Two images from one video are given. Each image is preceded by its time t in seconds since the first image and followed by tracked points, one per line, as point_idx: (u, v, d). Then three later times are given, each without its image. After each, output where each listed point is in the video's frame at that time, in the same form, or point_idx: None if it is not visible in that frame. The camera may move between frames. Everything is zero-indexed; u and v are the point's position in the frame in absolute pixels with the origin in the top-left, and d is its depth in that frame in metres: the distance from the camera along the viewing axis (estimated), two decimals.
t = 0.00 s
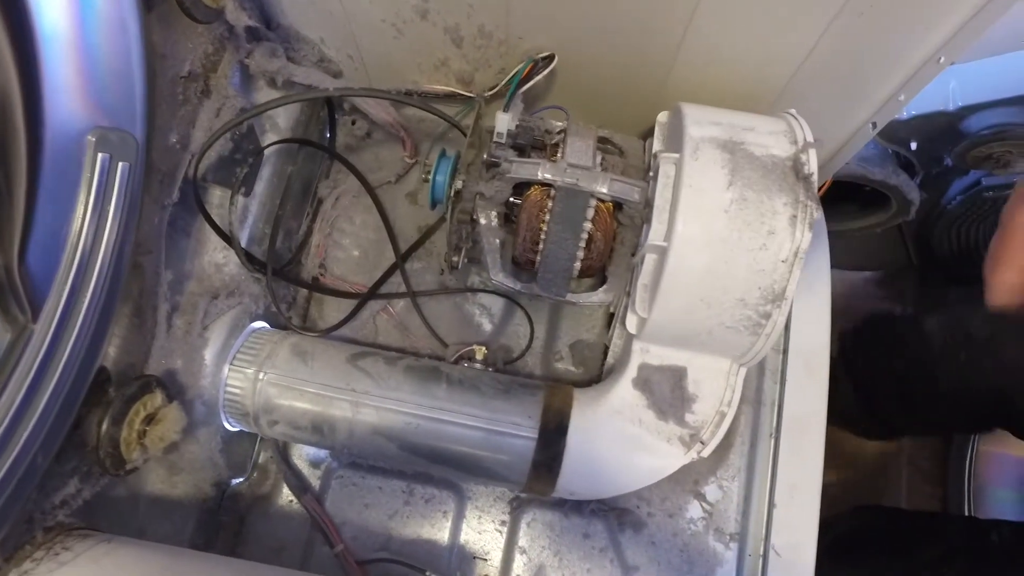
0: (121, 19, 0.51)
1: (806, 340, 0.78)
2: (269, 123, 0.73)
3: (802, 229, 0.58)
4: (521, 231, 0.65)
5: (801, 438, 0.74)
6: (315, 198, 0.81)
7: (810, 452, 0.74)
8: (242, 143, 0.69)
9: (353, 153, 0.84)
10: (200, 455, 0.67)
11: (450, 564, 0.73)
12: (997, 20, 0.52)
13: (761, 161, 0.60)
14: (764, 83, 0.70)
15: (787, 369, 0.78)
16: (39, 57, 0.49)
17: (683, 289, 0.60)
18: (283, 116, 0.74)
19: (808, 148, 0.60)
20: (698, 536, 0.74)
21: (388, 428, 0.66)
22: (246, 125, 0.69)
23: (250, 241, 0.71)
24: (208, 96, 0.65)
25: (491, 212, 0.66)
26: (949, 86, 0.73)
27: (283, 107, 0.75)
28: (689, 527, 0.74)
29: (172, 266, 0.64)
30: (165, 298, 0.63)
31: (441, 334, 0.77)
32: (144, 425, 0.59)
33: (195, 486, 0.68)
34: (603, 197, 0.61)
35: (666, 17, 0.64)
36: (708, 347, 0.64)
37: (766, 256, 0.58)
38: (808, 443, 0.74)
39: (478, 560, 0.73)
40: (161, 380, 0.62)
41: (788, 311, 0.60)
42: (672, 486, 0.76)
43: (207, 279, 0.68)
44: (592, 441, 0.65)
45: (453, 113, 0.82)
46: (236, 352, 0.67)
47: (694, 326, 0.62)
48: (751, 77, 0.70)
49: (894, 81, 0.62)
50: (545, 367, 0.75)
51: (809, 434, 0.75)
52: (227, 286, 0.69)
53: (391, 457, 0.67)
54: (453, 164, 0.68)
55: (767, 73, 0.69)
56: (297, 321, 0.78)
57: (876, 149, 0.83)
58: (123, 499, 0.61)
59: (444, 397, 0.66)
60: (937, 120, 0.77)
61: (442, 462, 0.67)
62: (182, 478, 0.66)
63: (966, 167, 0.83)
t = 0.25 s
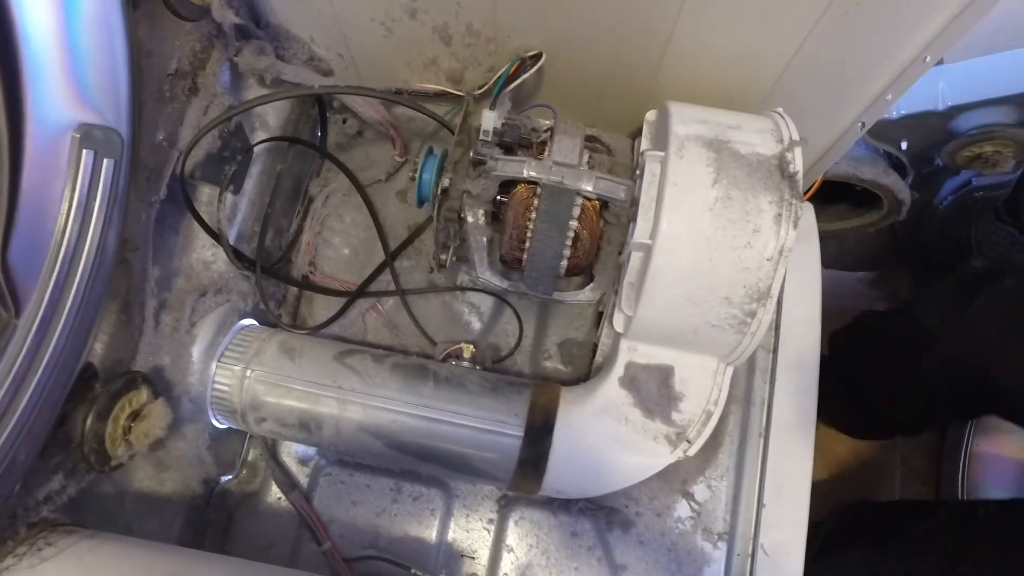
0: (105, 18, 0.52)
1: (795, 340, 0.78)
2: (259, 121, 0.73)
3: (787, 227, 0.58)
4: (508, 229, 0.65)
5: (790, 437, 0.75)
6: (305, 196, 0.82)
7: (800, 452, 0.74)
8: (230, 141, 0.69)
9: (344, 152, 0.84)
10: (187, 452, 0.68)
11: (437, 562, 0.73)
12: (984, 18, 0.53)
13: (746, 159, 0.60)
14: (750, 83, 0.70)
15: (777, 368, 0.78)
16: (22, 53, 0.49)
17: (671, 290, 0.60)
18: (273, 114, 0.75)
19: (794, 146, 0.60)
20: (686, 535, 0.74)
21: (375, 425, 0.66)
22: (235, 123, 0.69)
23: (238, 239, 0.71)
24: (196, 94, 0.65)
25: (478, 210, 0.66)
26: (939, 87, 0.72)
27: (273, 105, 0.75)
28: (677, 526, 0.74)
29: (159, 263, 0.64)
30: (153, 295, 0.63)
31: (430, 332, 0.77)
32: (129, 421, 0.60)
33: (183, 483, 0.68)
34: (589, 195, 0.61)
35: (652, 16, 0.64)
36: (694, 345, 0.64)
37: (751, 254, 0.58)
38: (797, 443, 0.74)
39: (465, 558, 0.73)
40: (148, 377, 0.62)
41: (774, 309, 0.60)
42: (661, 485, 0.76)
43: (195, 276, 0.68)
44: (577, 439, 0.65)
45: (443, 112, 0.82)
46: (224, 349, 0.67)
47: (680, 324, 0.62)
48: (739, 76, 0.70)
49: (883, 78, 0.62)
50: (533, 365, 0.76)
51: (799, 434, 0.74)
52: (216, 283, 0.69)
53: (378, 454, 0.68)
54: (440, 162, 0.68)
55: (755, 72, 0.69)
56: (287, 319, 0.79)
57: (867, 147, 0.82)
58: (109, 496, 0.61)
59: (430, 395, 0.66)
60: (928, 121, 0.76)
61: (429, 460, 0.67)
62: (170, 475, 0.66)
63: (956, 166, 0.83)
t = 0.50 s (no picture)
0: (101, 5, 0.52)
1: (789, 333, 0.79)
2: (256, 113, 0.74)
3: (781, 217, 0.58)
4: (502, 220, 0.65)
5: (785, 430, 0.75)
6: (302, 189, 0.82)
7: (796, 445, 0.74)
8: (225, 132, 0.70)
9: (341, 145, 0.84)
10: (183, 441, 0.68)
11: (432, 553, 0.73)
12: (973, 12, 0.55)
13: (739, 149, 0.60)
14: (744, 76, 0.71)
15: (772, 361, 0.78)
16: (16, 42, 0.49)
17: (664, 280, 0.60)
18: (270, 106, 0.75)
19: (787, 137, 0.60)
20: (681, 527, 0.74)
21: (370, 415, 0.66)
22: (231, 114, 0.70)
23: (234, 230, 0.72)
24: (192, 85, 0.65)
25: (474, 200, 0.66)
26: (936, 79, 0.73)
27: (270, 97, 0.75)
28: (672, 518, 0.74)
29: (155, 252, 0.64)
30: (149, 284, 0.64)
31: (425, 324, 0.77)
32: (125, 408, 0.60)
33: (179, 473, 0.68)
34: (582, 186, 0.62)
35: (645, 9, 0.65)
36: (688, 336, 0.64)
37: (744, 244, 0.58)
38: (793, 435, 0.74)
39: (460, 550, 0.73)
40: (143, 366, 0.62)
41: (768, 299, 0.60)
42: (656, 477, 0.76)
43: (191, 266, 0.68)
44: (571, 429, 0.65)
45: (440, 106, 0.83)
46: (220, 339, 0.67)
47: (673, 315, 0.62)
48: (733, 68, 0.70)
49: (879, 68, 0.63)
50: (528, 357, 0.76)
51: (795, 426, 0.74)
52: (212, 273, 0.69)
53: (373, 444, 0.68)
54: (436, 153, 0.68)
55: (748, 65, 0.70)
56: (283, 311, 0.79)
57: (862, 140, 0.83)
58: (104, 484, 0.61)
59: (425, 385, 0.67)
60: (923, 115, 0.77)
61: (423, 450, 0.67)
62: (166, 464, 0.67)
63: (952, 161, 0.83)
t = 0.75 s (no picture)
0: (109, 37, 0.55)
1: (761, 342, 0.82)
2: (252, 130, 0.77)
3: (742, 235, 0.62)
4: (483, 235, 0.70)
5: (755, 436, 0.79)
6: (297, 202, 0.86)
7: (764, 449, 0.78)
8: (223, 150, 0.73)
9: (335, 159, 0.88)
10: (182, 443, 0.72)
11: (417, 550, 0.78)
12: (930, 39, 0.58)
13: (706, 170, 0.63)
14: (717, 97, 0.74)
15: (744, 369, 0.82)
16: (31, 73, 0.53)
17: (642, 298, 0.64)
18: (266, 123, 0.79)
19: (751, 159, 0.64)
20: (653, 527, 0.78)
21: (359, 419, 0.70)
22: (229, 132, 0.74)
23: (232, 242, 0.76)
24: (193, 106, 0.69)
25: (457, 215, 0.71)
26: (900, 98, 0.76)
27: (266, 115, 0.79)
28: (645, 518, 0.79)
29: (158, 265, 0.68)
30: (151, 296, 0.67)
31: (413, 331, 0.81)
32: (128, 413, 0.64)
33: (179, 473, 0.72)
34: (559, 202, 0.64)
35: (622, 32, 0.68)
36: (657, 346, 0.68)
37: (708, 260, 0.62)
38: (761, 440, 0.78)
39: (444, 547, 0.78)
40: (145, 373, 0.66)
41: (729, 312, 0.64)
42: (630, 479, 0.80)
43: (192, 278, 0.72)
44: (546, 433, 0.69)
45: (427, 122, 0.86)
46: (219, 347, 0.72)
47: (642, 326, 0.66)
48: (707, 88, 0.73)
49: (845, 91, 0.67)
50: (511, 364, 0.80)
51: (763, 432, 0.79)
52: (210, 284, 0.73)
53: (361, 446, 0.72)
54: (422, 170, 0.71)
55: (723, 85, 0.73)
56: (278, 318, 0.83)
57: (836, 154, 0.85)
58: (109, 484, 0.65)
59: (409, 392, 0.71)
60: (887, 132, 0.80)
61: (408, 451, 0.72)
62: (167, 465, 0.71)
63: (917, 178, 0.87)
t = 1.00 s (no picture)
0: (103, 96, 0.62)
1: (722, 364, 0.86)
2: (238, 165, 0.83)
3: (687, 268, 0.67)
4: (450, 266, 0.75)
5: (716, 456, 0.82)
6: (282, 230, 0.90)
7: (723, 468, 0.82)
8: (210, 184, 0.80)
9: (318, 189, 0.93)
10: (167, 460, 0.76)
11: (391, 564, 0.81)
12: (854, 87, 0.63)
13: (654, 207, 0.68)
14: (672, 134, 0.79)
15: (705, 391, 0.86)
16: (32, 129, 0.59)
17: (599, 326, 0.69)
18: (253, 158, 0.86)
19: (696, 196, 0.69)
20: (616, 542, 0.82)
21: (334, 438, 0.75)
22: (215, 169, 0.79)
23: (218, 271, 0.81)
24: (181, 145, 0.74)
25: (427, 248, 0.76)
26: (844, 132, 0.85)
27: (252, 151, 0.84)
28: (609, 534, 0.82)
29: (147, 294, 0.73)
30: (140, 322, 0.72)
31: (389, 354, 0.86)
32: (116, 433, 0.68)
33: (164, 489, 0.77)
34: (518, 236, 0.69)
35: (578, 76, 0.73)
36: (612, 369, 0.72)
37: (655, 292, 0.67)
38: (720, 459, 0.82)
39: (417, 561, 0.82)
40: (133, 395, 0.70)
41: (677, 338, 0.69)
42: (595, 496, 0.83)
43: (179, 304, 0.76)
44: (510, 453, 0.73)
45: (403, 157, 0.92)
46: (204, 370, 0.76)
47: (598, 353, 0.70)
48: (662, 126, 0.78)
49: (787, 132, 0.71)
50: (481, 387, 0.84)
51: (721, 452, 0.82)
52: (197, 310, 0.78)
53: (336, 464, 0.76)
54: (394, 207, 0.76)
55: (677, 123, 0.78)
56: (262, 341, 0.87)
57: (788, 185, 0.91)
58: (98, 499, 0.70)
59: (382, 413, 0.75)
60: (835, 164, 0.88)
61: (379, 470, 0.76)
62: (154, 482, 0.75)
63: (866, 209, 0.93)
